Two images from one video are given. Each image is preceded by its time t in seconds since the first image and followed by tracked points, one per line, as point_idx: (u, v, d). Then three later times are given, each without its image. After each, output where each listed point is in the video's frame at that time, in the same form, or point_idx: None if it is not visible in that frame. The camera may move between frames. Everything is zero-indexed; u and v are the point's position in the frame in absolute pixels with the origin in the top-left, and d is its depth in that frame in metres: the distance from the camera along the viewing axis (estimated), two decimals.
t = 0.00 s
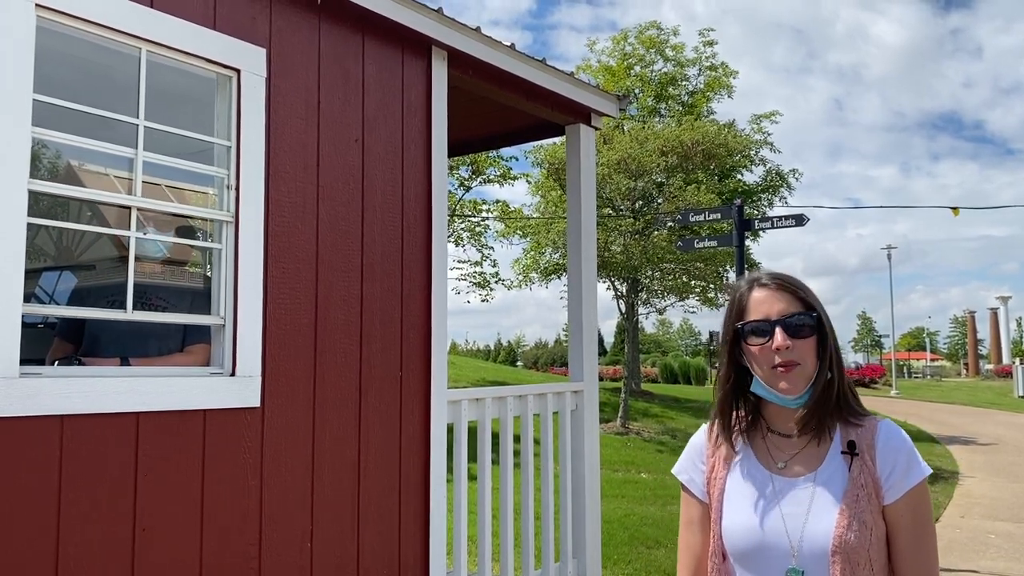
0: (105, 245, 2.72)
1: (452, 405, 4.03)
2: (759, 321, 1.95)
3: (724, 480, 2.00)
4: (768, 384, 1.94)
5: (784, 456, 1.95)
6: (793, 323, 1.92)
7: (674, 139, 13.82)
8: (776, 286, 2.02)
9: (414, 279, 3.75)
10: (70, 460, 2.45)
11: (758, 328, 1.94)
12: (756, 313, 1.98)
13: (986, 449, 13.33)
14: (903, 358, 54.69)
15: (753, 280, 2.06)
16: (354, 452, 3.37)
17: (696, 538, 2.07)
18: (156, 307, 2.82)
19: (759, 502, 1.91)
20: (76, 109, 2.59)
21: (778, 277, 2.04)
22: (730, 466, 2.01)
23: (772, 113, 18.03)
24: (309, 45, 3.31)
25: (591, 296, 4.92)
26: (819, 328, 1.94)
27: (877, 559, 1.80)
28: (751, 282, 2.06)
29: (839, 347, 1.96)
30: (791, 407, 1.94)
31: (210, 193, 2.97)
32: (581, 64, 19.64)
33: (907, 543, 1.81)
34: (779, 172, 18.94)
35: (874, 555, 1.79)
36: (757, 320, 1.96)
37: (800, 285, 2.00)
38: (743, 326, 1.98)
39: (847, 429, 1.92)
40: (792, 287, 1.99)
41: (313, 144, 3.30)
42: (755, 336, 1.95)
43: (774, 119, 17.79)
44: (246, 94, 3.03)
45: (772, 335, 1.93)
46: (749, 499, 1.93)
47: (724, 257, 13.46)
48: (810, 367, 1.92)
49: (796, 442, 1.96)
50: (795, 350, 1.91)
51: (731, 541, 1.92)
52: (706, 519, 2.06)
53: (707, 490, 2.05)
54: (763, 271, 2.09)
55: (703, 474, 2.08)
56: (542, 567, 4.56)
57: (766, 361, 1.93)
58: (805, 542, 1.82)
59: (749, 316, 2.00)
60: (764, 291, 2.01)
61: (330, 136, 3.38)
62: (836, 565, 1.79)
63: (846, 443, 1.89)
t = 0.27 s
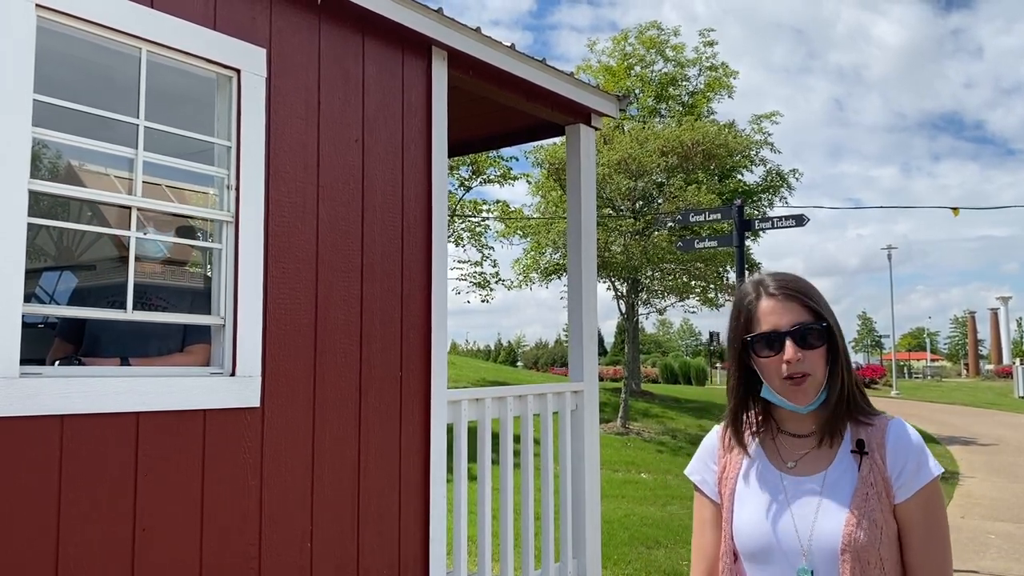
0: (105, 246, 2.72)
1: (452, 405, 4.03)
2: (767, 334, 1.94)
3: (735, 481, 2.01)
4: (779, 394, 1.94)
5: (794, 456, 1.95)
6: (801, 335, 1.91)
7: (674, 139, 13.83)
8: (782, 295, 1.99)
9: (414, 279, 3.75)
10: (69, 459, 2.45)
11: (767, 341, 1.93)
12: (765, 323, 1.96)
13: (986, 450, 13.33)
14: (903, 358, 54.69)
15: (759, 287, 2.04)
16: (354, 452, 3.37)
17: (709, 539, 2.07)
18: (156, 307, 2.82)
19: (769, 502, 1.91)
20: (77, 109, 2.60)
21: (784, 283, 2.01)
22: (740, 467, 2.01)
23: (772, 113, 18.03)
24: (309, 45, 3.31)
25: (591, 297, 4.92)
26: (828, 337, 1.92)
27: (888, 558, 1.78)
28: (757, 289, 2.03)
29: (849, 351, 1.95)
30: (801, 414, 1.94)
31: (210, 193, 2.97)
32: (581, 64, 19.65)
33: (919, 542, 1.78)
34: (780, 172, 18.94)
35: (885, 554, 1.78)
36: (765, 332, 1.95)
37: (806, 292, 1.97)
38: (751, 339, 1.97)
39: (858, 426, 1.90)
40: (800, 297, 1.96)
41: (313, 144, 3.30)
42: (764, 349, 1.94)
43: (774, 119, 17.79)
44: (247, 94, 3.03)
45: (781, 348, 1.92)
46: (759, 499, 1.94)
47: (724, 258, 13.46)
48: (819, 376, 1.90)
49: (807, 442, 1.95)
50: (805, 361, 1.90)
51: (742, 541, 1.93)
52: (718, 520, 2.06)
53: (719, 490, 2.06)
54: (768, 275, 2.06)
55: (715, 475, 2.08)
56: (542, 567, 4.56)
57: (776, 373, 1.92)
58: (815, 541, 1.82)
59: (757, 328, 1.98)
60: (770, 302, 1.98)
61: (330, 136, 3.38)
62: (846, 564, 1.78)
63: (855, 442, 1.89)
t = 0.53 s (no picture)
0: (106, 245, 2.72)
1: (452, 406, 4.03)
2: (773, 330, 1.95)
3: (743, 484, 2.00)
4: (783, 390, 1.95)
5: (800, 457, 1.95)
6: (807, 332, 1.92)
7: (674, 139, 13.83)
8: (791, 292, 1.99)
9: (414, 279, 3.75)
10: (69, 460, 2.45)
11: (773, 337, 1.95)
12: (772, 319, 1.97)
13: (986, 450, 13.32)
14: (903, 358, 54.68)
15: (767, 282, 2.04)
16: (354, 452, 3.37)
17: (718, 542, 2.06)
18: (157, 307, 2.82)
19: (777, 505, 1.91)
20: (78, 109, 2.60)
21: (793, 280, 2.01)
22: (749, 468, 2.01)
23: (772, 113, 18.03)
24: (309, 45, 3.31)
25: (592, 297, 4.92)
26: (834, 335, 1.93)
27: (897, 559, 1.78)
28: (766, 284, 2.03)
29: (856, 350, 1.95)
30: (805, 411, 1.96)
31: (210, 193, 2.97)
32: (582, 64, 19.65)
33: (928, 543, 1.78)
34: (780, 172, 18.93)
35: (894, 554, 1.77)
36: (772, 328, 1.96)
37: (816, 289, 1.97)
38: (758, 334, 1.98)
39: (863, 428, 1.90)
40: (808, 295, 1.96)
41: (313, 144, 3.30)
42: (769, 345, 1.95)
43: (774, 119, 17.79)
44: (247, 94, 3.03)
45: (787, 344, 1.93)
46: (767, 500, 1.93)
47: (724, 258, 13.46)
48: (824, 373, 1.93)
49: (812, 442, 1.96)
50: (810, 357, 1.92)
51: (751, 544, 1.92)
52: (727, 523, 2.05)
53: (726, 493, 2.05)
54: (778, 271, 2.06)
55: (723, 477, 2.08)
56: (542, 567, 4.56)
57: (780, 368, 1.94)
58: (823, 543, 1.81)
59: (764, 323, 1.99)
60: (779, 298, 1.99)
61: (330, 136, 3.38)
62: (855, 565, 1.77)
63: (861, 442, 1.88)
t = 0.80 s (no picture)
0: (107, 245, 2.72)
1: (452, 405, 4.03)
2: (780, 332, 1.95)
3: (747, 484, 2.00)
4: (789, 392, 1.95)
5: (803, 456, 1.95)
6: (814, 335, 1.92)
7: (674, 139, 13.83)
8: (798, 294, 1.98)
9: (414, 279, 3.75)
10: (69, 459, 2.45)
11: (780, 339, 1.94)
12: (779, 322, 1.97)
13: (987, 450, 13.31)
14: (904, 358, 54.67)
15: (775, 284, 2.03)
16: (354, 452, 3.37)
17: (724, 542, 2.06)
18: (156, 306, 2.82)
19: (782, 504, 1.91)
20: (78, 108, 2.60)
21: (801, 281, 2.00)
22: (753, 468, 2.01)
23: (773, 113, 18.02)
24: (309, 45, 3.31)
25: (592, 296, 4.92)
26: (841, 338, 1.93)
27: (903, 557, 1.77)
28: (774, 286, 2.03)
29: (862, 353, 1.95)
30: (810, 414, 1.96)
31: (210, 193, 2.98)
32: (582, 64, 19.66)
33: (933, 541, 1.78)
34: (780, 172, 18.93)
35: (899, 552, 1.77)
36: (779, 330, 1.96)
37: (824, 292, 1.96)
38: (765, 335, 1.98)
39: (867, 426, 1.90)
40: (816, 298, 1.95)
41: (313, 143, 3.30)
42: (776, 346, 1.95)
43: (775, 119, 17.78)
44: (247, 94, 3.03)
45: (794, 347, 1.93)
46: (772, 499, 1.93)
47: (725, 258, 13.46)
48: (830, 376, 1.92)
49: (817, 442, 1.96)
50: (816, 360, 1.91)
51: (756, 543, 1.92)
52: (732, 524, 2.05)
53: (731, 493, 2.04)
54: (786, 271, 2.05)
55: (727, 478, 2.07)
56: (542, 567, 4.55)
57: (786, 370, 1.94)
58: (828, 541, 1.82)
59: (772, 324, 1.98)
60: (786, 300, 1.98)
61: (330, 135, 3.38)
62: (860, 564, 1.78)
63: (865, 441, 1.88)
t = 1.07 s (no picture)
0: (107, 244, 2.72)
1: (452, 405, 4.03)
2: (784, 329, 1.95)
3: (751, 482, 1.99)
4: (792, 389, 1.95)
5: (807, 455, 1.95)
6: (818, 332, 1.92)
7: (674, 139, 13.83)
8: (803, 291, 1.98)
9: (414, 278, 3.75)
10: (69, 458, 2.45)
11: (784, 335, 1.94)
12: (783, 318, 1.97)
13: (987, 450, 13.31)
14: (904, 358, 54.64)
15: (780, 281, 2.03)
16: (354, 451, 3.37)
17: (726, 541, 2.05)
18: (157, 305, 2.82)
19: (786, 502, 1.90)
20: (78, 107, 2.59)
21: (806, 279, 2.01)
22: (756, 467, 2.00)
23: (774, 113, 18.01)
24: (309, 44, 3.31)
25: (592, 296, 4.92)
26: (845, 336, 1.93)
27: (905, 557, 1.78)
28: (778, 284, 2.03)
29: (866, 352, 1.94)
30: (813, 412, 1.95)
31: (211, 193, 2.97)
32: (583, 63, 19.66)
33: (936, 541, 1.78)
34: (781, 172, 18.91)
35: (903, 552, 1.77)
36: (783, 326, 1.96)
37: (829, 290, 1.96)
38: (769, 332, 1.98)
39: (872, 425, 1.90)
40: (821, 295, 1.95)
41: (313, 143, 3.30)
42: (780, 343, 1.95)
43: (775, 119, 17.77)
44: (248, 93, 3.03)
45: (797, 344, 1.93)
46: (775, 498, 1.92)
47: (725, 257, 13.45)
48: (833, 373, 1.92)
49: (821, 442, 1.95)
50: (820, 357, 1.91)
51: (760, 542, 1.92)
52: (734, 522, 2.04)
53: (734, 492, 2.03)
54: (790, 271, 2.05)
55: (730, 476, 2.06)
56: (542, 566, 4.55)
57: (790, 367, 1.94)
58: (832, 540, 1.82)
59: (776, 322, 1.98)
60: (791, 297, 1.98)
61: (330, 134, 3.38)
62: (863, 563, 1.78)
63: (869, 441, 1.88)
